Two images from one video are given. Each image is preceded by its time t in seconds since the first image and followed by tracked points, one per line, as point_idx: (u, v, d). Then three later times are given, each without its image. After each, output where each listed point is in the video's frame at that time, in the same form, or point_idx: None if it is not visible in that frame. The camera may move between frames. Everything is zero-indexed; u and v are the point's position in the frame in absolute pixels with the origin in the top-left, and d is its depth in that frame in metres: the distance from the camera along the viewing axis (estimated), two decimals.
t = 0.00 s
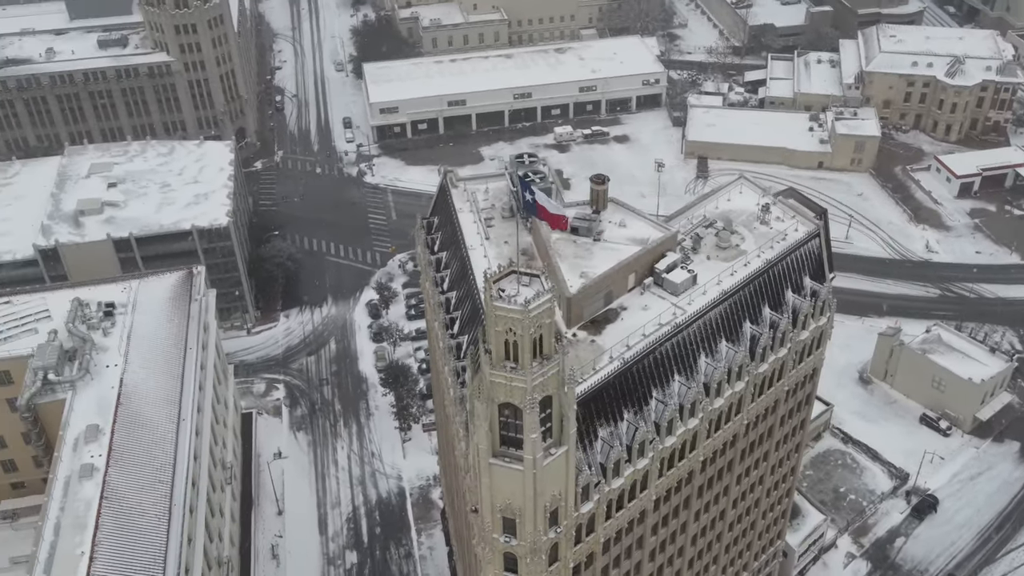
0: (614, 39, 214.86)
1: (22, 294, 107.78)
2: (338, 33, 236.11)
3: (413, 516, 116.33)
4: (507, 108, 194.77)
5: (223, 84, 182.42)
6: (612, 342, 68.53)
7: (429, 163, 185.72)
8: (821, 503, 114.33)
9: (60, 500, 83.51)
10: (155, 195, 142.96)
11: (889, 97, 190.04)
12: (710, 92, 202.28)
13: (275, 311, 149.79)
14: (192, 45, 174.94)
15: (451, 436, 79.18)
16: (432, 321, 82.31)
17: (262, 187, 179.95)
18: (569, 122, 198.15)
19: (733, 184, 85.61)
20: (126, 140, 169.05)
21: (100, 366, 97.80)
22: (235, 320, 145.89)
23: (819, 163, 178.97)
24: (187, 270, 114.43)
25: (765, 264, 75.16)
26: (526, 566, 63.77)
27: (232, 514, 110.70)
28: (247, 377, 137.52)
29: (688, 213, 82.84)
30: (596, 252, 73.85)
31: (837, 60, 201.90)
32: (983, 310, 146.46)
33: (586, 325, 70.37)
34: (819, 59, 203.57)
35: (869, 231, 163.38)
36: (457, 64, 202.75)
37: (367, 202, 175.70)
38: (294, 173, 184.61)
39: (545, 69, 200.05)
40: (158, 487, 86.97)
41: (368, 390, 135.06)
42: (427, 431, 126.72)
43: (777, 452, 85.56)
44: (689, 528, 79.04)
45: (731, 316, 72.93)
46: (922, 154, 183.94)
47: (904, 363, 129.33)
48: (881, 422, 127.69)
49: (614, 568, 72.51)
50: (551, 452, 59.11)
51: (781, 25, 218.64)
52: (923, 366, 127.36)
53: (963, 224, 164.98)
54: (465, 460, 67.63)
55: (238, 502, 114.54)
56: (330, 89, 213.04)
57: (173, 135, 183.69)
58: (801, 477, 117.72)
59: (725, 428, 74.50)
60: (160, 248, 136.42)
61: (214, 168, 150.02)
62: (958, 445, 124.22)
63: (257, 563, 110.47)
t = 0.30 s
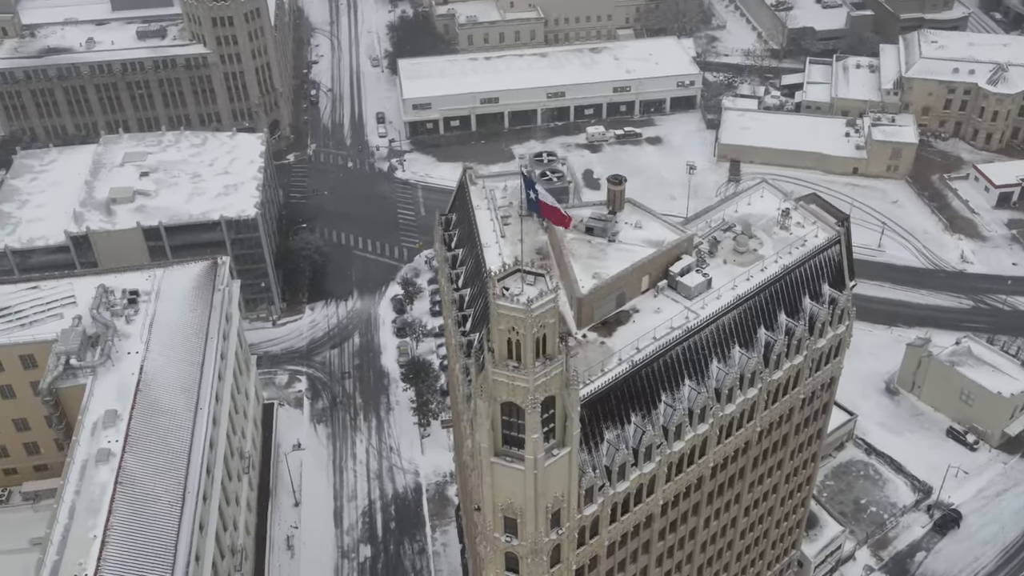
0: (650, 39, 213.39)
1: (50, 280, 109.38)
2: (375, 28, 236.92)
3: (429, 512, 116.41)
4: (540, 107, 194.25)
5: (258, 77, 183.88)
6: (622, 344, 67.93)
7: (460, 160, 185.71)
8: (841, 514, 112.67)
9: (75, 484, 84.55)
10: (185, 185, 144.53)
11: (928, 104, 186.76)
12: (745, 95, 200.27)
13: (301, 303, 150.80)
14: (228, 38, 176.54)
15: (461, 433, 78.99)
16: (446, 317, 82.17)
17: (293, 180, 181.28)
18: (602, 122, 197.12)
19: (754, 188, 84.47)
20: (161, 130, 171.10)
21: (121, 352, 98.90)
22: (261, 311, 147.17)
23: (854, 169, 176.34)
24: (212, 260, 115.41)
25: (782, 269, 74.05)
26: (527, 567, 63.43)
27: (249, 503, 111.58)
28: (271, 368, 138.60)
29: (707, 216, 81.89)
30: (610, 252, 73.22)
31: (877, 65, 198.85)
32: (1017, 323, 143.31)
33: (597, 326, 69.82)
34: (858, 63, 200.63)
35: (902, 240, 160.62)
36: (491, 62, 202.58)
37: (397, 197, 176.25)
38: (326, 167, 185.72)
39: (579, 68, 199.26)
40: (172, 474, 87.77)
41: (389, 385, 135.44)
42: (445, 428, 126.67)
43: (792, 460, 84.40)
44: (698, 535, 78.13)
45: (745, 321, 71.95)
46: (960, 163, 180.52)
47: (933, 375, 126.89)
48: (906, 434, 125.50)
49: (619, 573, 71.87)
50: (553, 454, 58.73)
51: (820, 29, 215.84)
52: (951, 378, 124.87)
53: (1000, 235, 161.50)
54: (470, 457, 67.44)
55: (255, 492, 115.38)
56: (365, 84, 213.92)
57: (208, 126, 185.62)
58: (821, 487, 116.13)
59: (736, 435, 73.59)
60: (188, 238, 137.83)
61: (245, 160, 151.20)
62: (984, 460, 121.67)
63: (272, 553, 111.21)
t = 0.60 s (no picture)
0: (685, 40, 211.78)
1: (75, 266, 110.90)
2: (410, 24, 237.44)
3: (442, 509, 116.47)
4: (571, 106, 193.55)
5: (291, 71, 185.20)
6: (630, 346, 67.35)
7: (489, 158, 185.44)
8: (858, 526, 111.00)
9: (89, 469, 85.62)
10: (214, 177, 145.95)
11: (967, 111, 183.41)
12: (779, 98, 198.12)
13: (325, 296, 151.61)
14: (262, 31, 178.04)
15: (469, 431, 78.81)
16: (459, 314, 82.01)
17: (323, 174, 182.32)
18: (633, 123, 195.91)
19: (773, 193, 83.41)
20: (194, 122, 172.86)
21: (140, 340, 99.98)
22: (285, 304, 148.23)
23: (887, 176, 173.72)
24: (234, 251, 116.33)
25: (797, 275, 73.00)
26: (526, 567, 63.13)
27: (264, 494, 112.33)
28: (292, 360, 139.51)
29: (724, 220, 80.97)
30: (622, 254, 72.60)
31: (915, 71, 195.71)
32: None
33: (606, 327, 69.33)
34: (896, 68, 197.63)
35: (934, 249, 157.86)
36: (524, 60, 202.26)
37: (425, 193, 176.53)
38: (355, 161, 186.59)
39: (612, 68, 198.34)
40: (184, 462, 88.58)
41: (409, 380, 135.65)
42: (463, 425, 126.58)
43: (804, 470, 83.23)
44: (705, 541, 77.33)
45: (757, 327, 71.02)
46: (998, 172, 177.06)
47: (959, 387, 124.62)
48: (930, 447, 123.34)
49: None
50: (553, 454, 58.37)
51: (859, 33, 212.85)
52: (977, 391, 122.53)
53: None
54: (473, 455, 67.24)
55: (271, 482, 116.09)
56: (398, 80, 214.61)
57: (241, 119, 187.38)
58: (839, 497, 114.52)
59: (745, 442, 72.71)
60: (215, 229, 139.13)
61: (273, 153, 152.25)
62: (1009, 475, 119.20)
63: (285, 544, 111.96)
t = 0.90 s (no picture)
0: (715, 42, 210.07)
1: (96, 255, 112.19)
2: (440, 22, 237.55)
3: (453, 506, 116.50)
4: (597, 106, 192.68)
5: (320, 66, 186.18)
6: (634, 349, 66.79)
7: (513, 156, 184.98)
8: (872, 537, 109.43)
9: (100, 456, 86.56)
10: (238, 169, 147.06)
11: (1000, 119, 180.23)
12: (809, 103, 195.95)
13: (345, 291, 152.28)
14: (291, 26, 179.15)
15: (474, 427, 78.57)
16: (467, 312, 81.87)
17: (348, 169, 183.06)
18: (660, 124, 194.59)
19: (788, 198, 82.38)
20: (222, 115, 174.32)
21: (155, 330, 100.96)
22: (305, 298, 149.18)
23: (917, 182, 171.04)
24: (252, 245, 117.13)
25: (807, 281, 72.02)
26: (521, 568, 62.82)
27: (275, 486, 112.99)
28: (310, 354, 140.24)
29: (737, 224, 80.11)
30: (629, 256, 72.07)
31: (949, 77, 192.70)
32: None
33: (611, 330, 68.81)
34: (930, 74, 194.71)
35: (962, 258, 155.21)
36: (552, 59, 201.72)
37: (448, 191, 176.60)
38: (381, 157, 187.22)
39: (640, 69, 197.22)
40: (194, 453, 89.30)
41: (424, 377, 135.80)
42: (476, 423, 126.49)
43: (812, 479, 82.12)
44: (708, 548, 76.52)
45: (765, 333, 70.15)
46: None
47: (980, 400, 122.47)
48: (949, 459, 121.35)
49: None
50: (549, 456, 58.10)
51: (893, 37, 209.93)
52: (999, 404, 120.36)
53: None
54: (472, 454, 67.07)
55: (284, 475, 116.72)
56: (426, 77, 214.98)
57: (269, 113, 188.73)
58: (854, 508, 113.00)
59: (750, 449, 71.90)
60: (237, 222, 140.13)
61: (298, 147, 153.06)
62: None
63: (295, 537, 112.60)
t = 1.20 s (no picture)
0: (747, 44, 208.20)
1: (117, 245, 113.49)
2: (471, 19, 237.64)
3: (464, 504, 116.48)
4: (625, 107, 191.69)
5: (348, 62, 186.89)
6: (637, 351, 66.27)
7: (539, 155, 184.48)
8: (886, 549, 107.80)
9: (111, 444, 87.51)
10: (263, 163, 148.11)
11: None
12: (841, 107, 193.65)
13: (366, 286, 152.79)
14: (321, 21, 180.05)
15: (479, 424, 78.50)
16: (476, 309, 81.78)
17: (373, 165, 183.68)
18: (688, 126, 193.20)
19: (803, 203, 81.35)
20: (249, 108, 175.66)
21: (171, 320, 101.88)
22: (326, 292, 149.94)
23: (947, 191, 168.39)
24: (272, 238, 117.90)
25: (817, 288, 71.06)
26: (517, 568, 62.57)
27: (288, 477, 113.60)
28: (328, 348, 140.93)
29: (749, 228, 79.22)
30: (637, 258, 71.53)
31: (985, 84, 189.58)
32: None
33: (615, 332, 68.31)
34: (965, 81, 191.71)
35: (991, 268, 152.53)
36: (581, 59, 201.05)
37: (473, 188, 176.64)
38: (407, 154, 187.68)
39: (670, 70, 195.94)
40: (204, 442, 90.00)
41: (441, 374, 135.91)
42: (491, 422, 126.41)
43: (821, 488, 81.09)
44: (712, 554, 75.73)
45: (772, 339, 69.30)
46: None
47: (1004, 413, 120.18)
48: (969, 472, 119.23)
49: None
50: (546, 456, 57.82)
51: (929, 43, 206.95)
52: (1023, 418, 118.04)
53: None
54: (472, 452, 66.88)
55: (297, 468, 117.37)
56: (455, 74, 215.12)
57: (297, 107, 189.88)
58: (869, 519, 111.40)
59: (755, 456, 71.08)
60: (259, 215, 141.12)
61: (322, 142, 153.79)
62: None
63: (306, 530, 113.23)
